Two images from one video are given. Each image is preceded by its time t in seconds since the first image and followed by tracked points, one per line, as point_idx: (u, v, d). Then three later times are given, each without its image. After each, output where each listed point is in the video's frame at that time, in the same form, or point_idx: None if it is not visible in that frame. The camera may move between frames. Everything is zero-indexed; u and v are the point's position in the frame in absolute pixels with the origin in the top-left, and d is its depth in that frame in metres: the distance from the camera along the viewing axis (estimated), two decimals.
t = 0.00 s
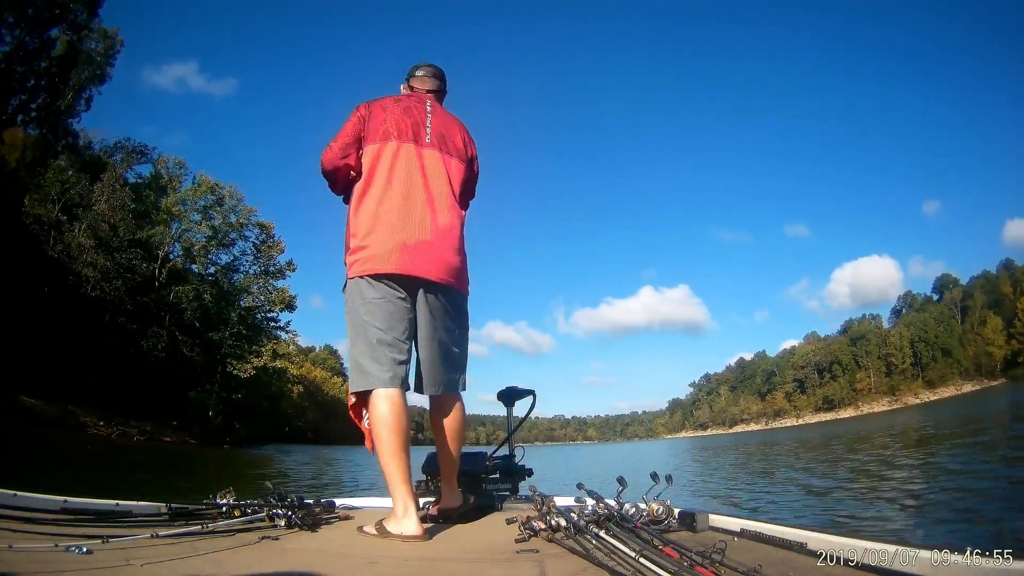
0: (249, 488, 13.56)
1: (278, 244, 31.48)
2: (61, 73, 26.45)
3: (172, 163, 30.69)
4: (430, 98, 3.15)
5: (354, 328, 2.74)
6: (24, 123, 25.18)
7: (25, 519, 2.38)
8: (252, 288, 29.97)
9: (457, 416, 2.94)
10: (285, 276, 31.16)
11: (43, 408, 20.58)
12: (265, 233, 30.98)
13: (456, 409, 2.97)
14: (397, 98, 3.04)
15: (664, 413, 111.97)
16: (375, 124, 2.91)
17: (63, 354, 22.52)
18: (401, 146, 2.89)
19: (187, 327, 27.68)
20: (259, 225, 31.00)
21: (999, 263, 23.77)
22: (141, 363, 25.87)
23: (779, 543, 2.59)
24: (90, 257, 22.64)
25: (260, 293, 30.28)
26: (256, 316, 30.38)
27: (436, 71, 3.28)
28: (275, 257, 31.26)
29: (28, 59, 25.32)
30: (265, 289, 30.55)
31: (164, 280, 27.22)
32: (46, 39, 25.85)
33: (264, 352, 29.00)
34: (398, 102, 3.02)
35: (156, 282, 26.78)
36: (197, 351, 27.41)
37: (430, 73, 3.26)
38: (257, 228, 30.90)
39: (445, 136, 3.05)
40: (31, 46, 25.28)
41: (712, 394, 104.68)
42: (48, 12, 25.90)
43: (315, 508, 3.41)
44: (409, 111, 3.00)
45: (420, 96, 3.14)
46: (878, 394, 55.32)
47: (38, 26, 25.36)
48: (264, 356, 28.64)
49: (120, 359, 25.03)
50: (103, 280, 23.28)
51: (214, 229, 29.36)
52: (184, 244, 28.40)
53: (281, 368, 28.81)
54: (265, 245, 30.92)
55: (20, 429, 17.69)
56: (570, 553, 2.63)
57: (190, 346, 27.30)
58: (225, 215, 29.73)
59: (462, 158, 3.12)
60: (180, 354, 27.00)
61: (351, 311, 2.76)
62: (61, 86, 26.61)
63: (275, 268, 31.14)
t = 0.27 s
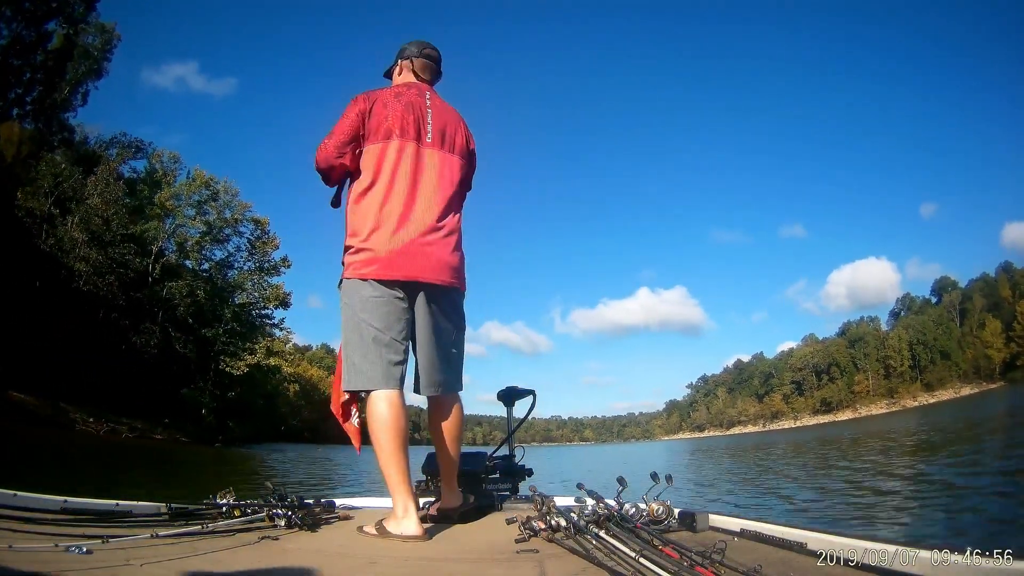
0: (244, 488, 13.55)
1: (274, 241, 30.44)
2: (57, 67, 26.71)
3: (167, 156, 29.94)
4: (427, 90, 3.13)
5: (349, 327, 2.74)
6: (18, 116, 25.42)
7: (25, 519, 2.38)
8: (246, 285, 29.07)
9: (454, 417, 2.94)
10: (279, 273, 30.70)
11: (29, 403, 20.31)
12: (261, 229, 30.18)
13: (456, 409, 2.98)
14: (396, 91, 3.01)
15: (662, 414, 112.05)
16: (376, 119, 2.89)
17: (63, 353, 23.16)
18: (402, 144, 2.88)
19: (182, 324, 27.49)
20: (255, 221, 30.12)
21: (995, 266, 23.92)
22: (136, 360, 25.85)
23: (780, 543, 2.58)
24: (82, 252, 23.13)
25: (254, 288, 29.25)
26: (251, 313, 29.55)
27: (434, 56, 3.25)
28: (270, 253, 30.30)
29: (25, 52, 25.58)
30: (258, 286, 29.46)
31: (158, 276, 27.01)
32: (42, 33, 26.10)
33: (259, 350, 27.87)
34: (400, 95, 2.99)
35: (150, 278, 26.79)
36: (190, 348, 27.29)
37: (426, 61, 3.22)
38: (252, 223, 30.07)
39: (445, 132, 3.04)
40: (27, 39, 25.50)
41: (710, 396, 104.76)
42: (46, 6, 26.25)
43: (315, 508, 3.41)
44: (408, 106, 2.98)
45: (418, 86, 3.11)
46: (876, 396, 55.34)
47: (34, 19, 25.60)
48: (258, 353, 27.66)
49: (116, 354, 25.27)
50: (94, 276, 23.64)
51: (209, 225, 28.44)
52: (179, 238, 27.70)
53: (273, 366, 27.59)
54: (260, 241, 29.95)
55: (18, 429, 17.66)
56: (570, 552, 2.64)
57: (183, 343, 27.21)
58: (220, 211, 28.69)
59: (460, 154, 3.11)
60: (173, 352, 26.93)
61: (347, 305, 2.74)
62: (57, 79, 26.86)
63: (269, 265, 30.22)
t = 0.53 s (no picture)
0: (233, 488, 13.47)
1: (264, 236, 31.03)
2: (48, 61, 27.17)
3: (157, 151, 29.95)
4: (427, 88, 3.13)
5: (348, 326, 2.73)
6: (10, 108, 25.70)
7: (26, 519, 2.37)
8: (235, 282, 29.30)
9: (454, 417, 2.94)
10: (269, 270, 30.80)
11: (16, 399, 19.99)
12: (251, 225, 30.41)
13: (455, 408, 2.98)
14: (396, 89, 3.02)
15: (657, 414, 112.26)
16: (376, 118, 2.89)
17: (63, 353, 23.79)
18: (402, 144, 2.89)
19: (170, 321, 27.42)
20: (245, 217, 30.28)
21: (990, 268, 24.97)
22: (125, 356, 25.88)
23: (780, 543, 2.58)
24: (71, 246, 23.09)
25: (243, 286, 29.51)
26: (241, 310, 29.77)
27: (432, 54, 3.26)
28: (259, 249, 30.71)
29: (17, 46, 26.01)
30: (248, 283, 29.73)
31: (146, 272, 26.79)
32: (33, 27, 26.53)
33: (249, 346, 28.24)
34: (400, 94, 2.99)
35: (139, 273, 26.47)
36: (179, 345, 26.99)
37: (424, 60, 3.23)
38: (242, 219, 30.24)
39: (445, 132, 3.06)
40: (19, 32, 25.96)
41: (704, 396, 105.03)
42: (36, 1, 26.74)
43: (314, 508, 3.41)
44: (409, 104, 2.98)
45: (418, 85, 3.11)
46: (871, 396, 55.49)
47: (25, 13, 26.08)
48: (248, 350, 27.97)
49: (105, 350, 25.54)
50: (82, 271, 23.54)
51: (200, 222, 28.52)
52: (168, 234, 27.70)
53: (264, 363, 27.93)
54: (250, 237, 30.39)
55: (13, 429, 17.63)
56: (570, 553, 2.63)
57: (172, 339, 26.94)
58: (210, 207, 28.85)
59: (460, 152, 3.12)
60: (162, 348, 26.78)
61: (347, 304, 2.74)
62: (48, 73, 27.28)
63: (260, 261, 30.68)
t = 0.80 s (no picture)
0: (222, 487, 13.40)
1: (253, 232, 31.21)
2: (40, 54, 27.35)
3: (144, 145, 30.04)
4: (422, 88, 3.12)
5: (349, 328, 2.73)
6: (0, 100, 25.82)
7: (26, 520, 2.37)
8: (223, 277, 29.66)
9: (455, 416, 2.94)
10: (257, 265, 30.80)
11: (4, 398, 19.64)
12: (239, 221, 30.58)
13: (455, 408, 2.98)
14: (391, 91, 3.01)
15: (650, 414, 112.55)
16: (371, 121, 2.89)
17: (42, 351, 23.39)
18: (398, 146, 2.87)
19: (156, 317, 26.96)
20: (234, 213, 30.43)
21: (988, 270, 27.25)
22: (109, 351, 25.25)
23: (780, 543, 2.59)
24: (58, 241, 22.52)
25: (231, 281, 29.95)
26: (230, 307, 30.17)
27: (425, 54, 3.24)
28: (248, 245, 31.00)
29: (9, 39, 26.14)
30: (236, 279, 30.19)
31: (133, 268, 26.25)
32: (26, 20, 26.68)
33: (236, 343, 28.48)
34: (395, 97, 2.99)
35: (126, 269, 25.93)
36: (166, 342, 26.54)
37: (418, 60, 3.22)
38: (231, 215, 30.37)
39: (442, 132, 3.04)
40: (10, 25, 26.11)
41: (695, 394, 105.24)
42: None
43: (314, 507, 3.40)
44: (403, 106, 2.97)
45: (413, 86, 3.11)
46: (864, 397, 55.97)
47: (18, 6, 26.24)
48: (234, 348, 28.13)
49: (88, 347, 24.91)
50: (70, 266, 23.03)
51: (188, 217, 28.89)
52: (157, 229, 27.87)
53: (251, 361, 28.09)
54: (239, 233, 30.62)
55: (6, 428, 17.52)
56: (569, 553, 2.63)
57: (160, 337, 26.45)
58: (198, 202, 29.17)
59: (457, 151, 3.10)
60: (147, 346, 26.05)
61: (347, 304, 2.74)
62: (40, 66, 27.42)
63: (248, 257, 30.94)
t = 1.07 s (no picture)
0: (207, 488, 13.26)
1: (240, 229, 30.34)
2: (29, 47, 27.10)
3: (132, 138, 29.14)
4: (415, 88, 3.12)
5: (348, 328, 2.73)
6: None
7: (26, 520, 2.37)
8: (209, 273, 29.04)
9: (454, 416, 2.94)
10: (241, 262, 30.44)
11: None
12: (226, 217, 29.96)
13: (455, 409, 2.98)
14: (384, 92, 3.02)
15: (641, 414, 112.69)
16: (364, 121, 2.90)
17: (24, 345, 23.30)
18: (393, 146, 2.87)
19: (141, 314, 27.36)
20: (221, 208, 29.82)
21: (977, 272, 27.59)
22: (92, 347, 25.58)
23: (779, 543, 2.59)
24: (41, 235, 22.59)
25: (217, 278, 29.42)
26: (214, 303, 29.60)
27: (419, 54, 3.25)
28: (235, 241, 30.31)
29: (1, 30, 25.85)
30: (221, 275, 29.68)
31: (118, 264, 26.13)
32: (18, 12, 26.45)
33: (221, 341, 28.70)
34: (390, 96, 3.00)
35: (111, 264, 25.96)
36: (151, 339, 27.06)
37: (414, 59, 3.22)
38: (217, 210, 29.73)
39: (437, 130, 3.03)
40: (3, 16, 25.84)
41: (682, 395, 105.28)
42: None
43: (314, 508, 3.40)
44: (397, 106, 2.97)
45: (407, 86, 3.11)
46: (854, 398, 56.17)
47: None
48: (219, 346, 28.48)
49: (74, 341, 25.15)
50: (55, 261, 23.09)
51: (173, 212, 28.18)
52: (144, 223, 27.32)
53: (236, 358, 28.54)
54: (225, 228, 29.84)
55: None
56: (570, 553, 2.63)
57: (143, 333, 26.88)
58: (184, 196, 28.44)
59: (453, 149, 3.09)
60: (133, 342, 26.61)
61: (345, 306, 2.74)
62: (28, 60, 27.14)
63: (235, 253, 30.27)
